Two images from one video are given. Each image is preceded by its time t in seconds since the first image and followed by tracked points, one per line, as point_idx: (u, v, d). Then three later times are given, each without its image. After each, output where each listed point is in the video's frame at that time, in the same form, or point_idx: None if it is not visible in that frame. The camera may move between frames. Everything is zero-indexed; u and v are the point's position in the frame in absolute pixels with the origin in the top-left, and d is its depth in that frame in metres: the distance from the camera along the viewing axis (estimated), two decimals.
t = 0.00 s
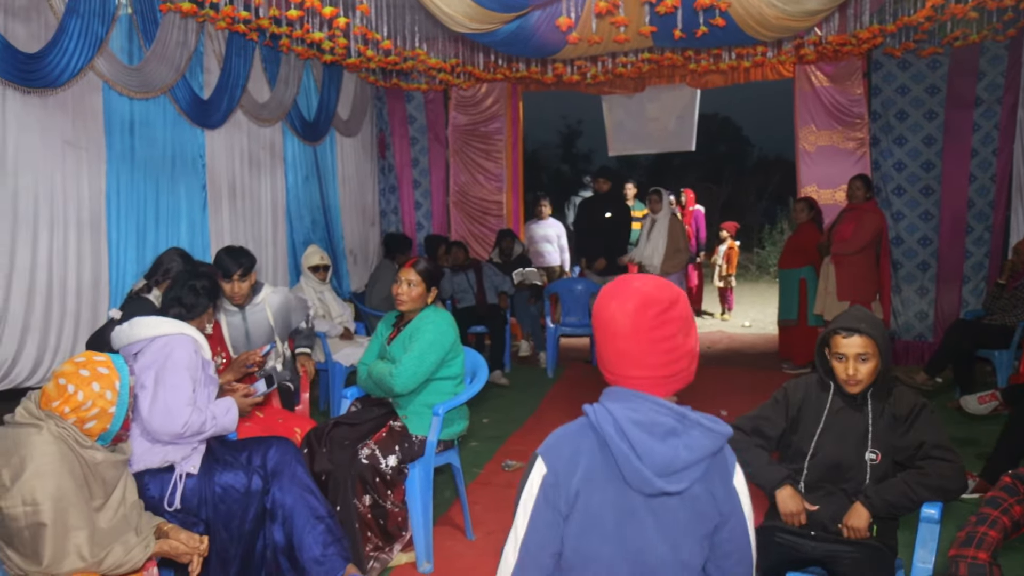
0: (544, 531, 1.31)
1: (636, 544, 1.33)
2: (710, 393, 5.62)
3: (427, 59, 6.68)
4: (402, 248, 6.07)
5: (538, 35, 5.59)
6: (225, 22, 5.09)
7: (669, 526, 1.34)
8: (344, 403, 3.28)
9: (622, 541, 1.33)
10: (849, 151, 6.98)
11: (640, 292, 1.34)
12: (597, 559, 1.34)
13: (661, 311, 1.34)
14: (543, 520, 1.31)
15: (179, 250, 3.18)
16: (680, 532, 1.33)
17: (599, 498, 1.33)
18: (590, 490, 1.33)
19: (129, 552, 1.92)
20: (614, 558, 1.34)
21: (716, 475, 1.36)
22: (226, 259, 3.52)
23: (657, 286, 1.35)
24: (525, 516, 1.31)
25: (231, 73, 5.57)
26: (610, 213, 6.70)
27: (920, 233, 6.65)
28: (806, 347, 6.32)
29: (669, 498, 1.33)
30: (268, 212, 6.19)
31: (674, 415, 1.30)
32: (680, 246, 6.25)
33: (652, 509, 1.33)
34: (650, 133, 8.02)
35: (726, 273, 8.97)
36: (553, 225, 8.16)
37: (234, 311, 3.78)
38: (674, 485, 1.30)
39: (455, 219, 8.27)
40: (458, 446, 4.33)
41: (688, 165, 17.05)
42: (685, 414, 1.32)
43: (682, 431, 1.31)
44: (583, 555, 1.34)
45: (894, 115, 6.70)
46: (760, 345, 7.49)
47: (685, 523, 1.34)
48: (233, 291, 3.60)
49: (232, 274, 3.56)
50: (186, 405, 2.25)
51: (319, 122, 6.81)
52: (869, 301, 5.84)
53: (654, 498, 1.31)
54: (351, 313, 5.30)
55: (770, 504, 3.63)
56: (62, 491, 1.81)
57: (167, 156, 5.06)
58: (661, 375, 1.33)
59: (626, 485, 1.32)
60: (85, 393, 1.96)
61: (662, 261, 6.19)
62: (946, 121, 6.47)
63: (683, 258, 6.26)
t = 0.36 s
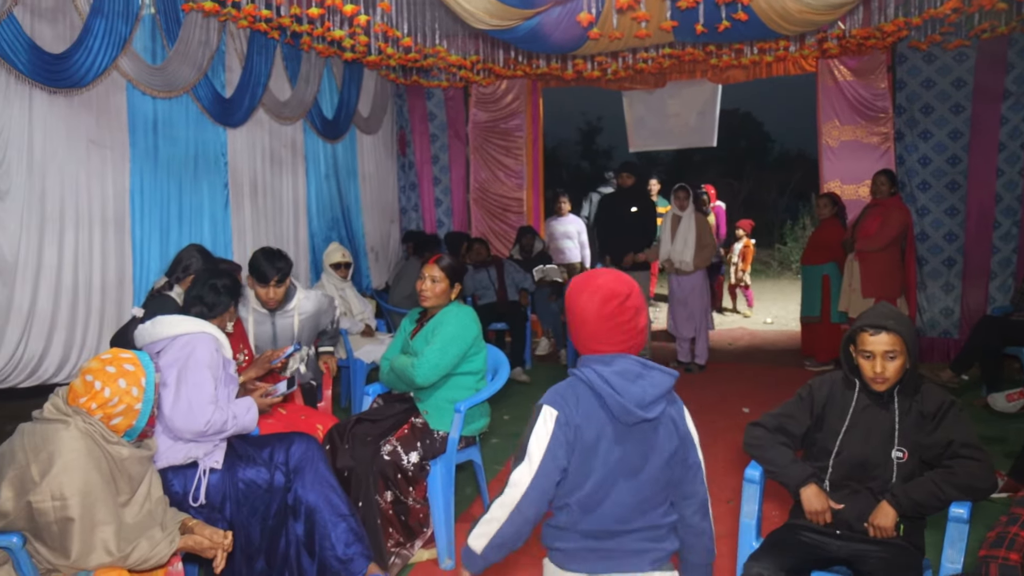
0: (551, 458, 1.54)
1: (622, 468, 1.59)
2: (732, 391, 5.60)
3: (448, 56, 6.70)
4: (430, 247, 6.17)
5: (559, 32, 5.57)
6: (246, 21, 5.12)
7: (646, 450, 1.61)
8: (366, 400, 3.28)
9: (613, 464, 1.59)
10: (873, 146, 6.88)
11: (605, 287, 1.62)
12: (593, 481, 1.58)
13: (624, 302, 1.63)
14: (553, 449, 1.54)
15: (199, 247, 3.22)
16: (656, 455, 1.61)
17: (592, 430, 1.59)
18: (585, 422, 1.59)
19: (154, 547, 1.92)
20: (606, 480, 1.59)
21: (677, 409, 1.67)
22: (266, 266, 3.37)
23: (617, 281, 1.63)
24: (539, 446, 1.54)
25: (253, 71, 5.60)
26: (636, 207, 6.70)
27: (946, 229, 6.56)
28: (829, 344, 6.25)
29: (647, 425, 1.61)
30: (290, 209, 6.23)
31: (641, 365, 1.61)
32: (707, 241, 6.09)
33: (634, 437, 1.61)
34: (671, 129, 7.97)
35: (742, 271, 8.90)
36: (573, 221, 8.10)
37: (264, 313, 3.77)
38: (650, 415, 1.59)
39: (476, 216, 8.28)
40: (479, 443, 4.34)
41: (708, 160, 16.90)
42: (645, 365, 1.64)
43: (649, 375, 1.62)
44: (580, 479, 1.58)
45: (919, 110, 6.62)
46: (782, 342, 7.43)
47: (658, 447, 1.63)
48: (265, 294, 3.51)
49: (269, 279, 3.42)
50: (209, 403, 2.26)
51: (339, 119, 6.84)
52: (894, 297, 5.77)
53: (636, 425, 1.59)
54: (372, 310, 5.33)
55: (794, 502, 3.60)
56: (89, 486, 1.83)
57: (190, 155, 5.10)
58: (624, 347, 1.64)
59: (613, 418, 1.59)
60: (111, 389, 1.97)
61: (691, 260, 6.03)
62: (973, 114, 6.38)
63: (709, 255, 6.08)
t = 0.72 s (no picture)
0: (557, 379, 2.06)
1: (621, 396, 2.02)
2: (751, 385, 5.57)
3: (466, 49, 6.69)
4: (451, 241, 6.15)
5: (578, 25, 5.54)
6: (266, 15, 5.13)
7: (640, 382, 2.02)
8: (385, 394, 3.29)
9: (614, 393, 2.02)
10: (896, 139, 6.79)
11: (624, 254, 2.04)
12: (596, 402, 2.04)
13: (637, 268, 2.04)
14: (563, 374, 2.07)
15: (217, 240, 3.24)
16: (648, 388, 2.00)
17: (597, 365, 2.06)
18: (590, 358, 2.07)
19: (176, 538, 1.94)
20: (610, 404, 2.03)
21: (675, 352, 2.03)
22: (293, 275, 3.24)
23: (635, 249, 2.05)
24: (552, 372, 2.07)
25: (273, 65, 5.62)
26: (655, 201, 6.67)
27: (970, 223, 6.47)
28: (849, 339, 6.19)
29: (640, 364, 2.01)
30: (309, 203, 6.26)
31: (638, 316, 2.02)
32: (727, 235, 6.00)
33: (628, 371, 2.02)
34: (690, 122, 7.91)
35: (760, 266, 8.86)
36: (590, 215, 8.07)
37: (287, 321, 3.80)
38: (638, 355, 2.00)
39: (494, 210, 8.29)
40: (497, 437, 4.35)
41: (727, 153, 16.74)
42: (646, 316, 2.04)
43: (644, 324, 2.01)
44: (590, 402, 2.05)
45: (943, 102, 6.53)
46: (801, 337, 7.37)
47: (651, 381, 2.01)
48: (290, 304, 3.36)
49: (294, 289, 3.28)
50: (227, 398, 2.27)
51: (358, 113, 6.85)
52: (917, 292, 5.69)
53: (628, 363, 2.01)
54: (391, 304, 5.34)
55: (815, 497, 3.56)
56: (112, 478, 1.85)
57: (210, 149, 5.13)
58: (635, 300, 2.07)
59: (611, 356, 2.03)
60: (134, 382, 1.99)
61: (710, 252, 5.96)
62: (998, 107, 6.28)
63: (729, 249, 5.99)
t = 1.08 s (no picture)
0: (603, 341, 2.45)
1: (650, 361, 2.41)
2: (778, 380, 5.52)
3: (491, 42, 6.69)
4: (474, 235, 6.13)
5: (603, 17, 5.50)
6: (291, 10, 5.16)
7: (668, 350, 2.41)
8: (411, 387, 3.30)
9: (645, 359, 2.41)
10: (927, 130, 6.66)
11: (660, 243, 2.45)
12: (630, 362, 2.42)
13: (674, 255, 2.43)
14: (607, 337, 2.45)
15: (244, 234, 3.25)
16: (675, 353, 2.39)
17: (634, 334, 2.43)
18: (630, 326, 2.44)
19: (204, 529, 1.95)
20: (641, 368, 2.42)
21: (700, 324, 2.42)
22: (311, 281, 3.22)
23: (670, 239, 2.45)
24: (598, 337, 2.46)
25: (297, 59, 5.65)
26: (680, 194, 6.62)
27: (1003, 216, 6.35)
28: (879, 333, 6.06)
29: (671, 334, 2.40)
30: (333, 197, 6.28)
31: (672, 293, 2.39)
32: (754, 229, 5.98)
33: (660, 337, 2.41)
34: (716, 115, 7.83)
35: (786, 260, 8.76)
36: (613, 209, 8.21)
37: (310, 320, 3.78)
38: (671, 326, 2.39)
39: (518, 203, 8.27)
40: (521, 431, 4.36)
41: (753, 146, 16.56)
42: (677, 292, 2.41)
43: (677, 301, 2.39)
44: (624, 365, 2.43)
45: (976, 92, 6.40)
46: (828, 331, 7.28)
47: (678, 347, 2.41)
48: (309, 309, 3.35)
49: (312, 293, 3.26)
50: (255, 393, 2.28)
51: (382, 107, 6.85)
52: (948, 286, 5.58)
53: (661, 333, 2.40)
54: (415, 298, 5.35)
55: (844, 494, 3.52)
56: (141, 470, 1.86)
57: (236, 143, 5.16)
58: (670, 282, 2.47)
59: (647, 326, 2.41)
60: (163, 376, 1.99)
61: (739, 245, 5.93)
62: None
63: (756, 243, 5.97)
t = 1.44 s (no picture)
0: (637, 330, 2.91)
1: (680, 340, 2.81)
2: (803, 381, 5.46)
3: (517, 39, 6.70)
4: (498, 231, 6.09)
5: (629, 14, 5.48)
6: (317, 6, 5.19)
7: (696, 329, 2.80)
8: (434, 383, 3.29)
9: (675, 338, 2.81)
10: (957, 129, 6.57)
11: (685, 234, 2.84)
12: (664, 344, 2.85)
13: (694, 246, 2.84)
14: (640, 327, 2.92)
15: (268, 228, 3.27)
16: (702, 331, 2.78)
17: (664, 319, 2.86)
18: (660, 314, 2.88)
19: (228, 523, 1.95)
20: (675, 347, 2.82)
21: (723, 303, 2.80)
22: (328, 276, 3.23)
23: (694, 229, 2.84)
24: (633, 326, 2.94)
25: (323, 56, 5.68)
26: (704, 193, 6.56)
27: None
28: (908, 335, 5.97)
29: (696, 316, 2.80)
30: (358, 193, 6.31)
31: (691, 279, 2.80)
32: (780, 227, 5.95)
33: (687, 319, 2.82)
34: (743, 113, 7.74)
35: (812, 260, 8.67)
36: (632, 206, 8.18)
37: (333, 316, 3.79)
38: (694, 308, 2.80)
39: (542, 200, 8.26)
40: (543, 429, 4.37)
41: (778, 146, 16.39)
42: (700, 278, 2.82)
43: (698, 286, 2.80)
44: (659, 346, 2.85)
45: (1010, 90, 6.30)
46: (855, 333, 7.18)
47: (705, 326, 2.80)
48: (330, 304, 3.36)
49: (330, 288, 3.27)
50: (283, 388, 2.30)
51: (406, 104, 6.87)
52: (978, 287, 5.48)
53: (687, 315, 2.81)
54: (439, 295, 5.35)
55: (871, 497, 3.47)
56: (167, 463, 1.87)
57: (262, 139, 5.20)
58: (697, 268, 2.86)
59: (674, 311, 2.83)
60: (190, 371, 2.01)
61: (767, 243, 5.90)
62: None
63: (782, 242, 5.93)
